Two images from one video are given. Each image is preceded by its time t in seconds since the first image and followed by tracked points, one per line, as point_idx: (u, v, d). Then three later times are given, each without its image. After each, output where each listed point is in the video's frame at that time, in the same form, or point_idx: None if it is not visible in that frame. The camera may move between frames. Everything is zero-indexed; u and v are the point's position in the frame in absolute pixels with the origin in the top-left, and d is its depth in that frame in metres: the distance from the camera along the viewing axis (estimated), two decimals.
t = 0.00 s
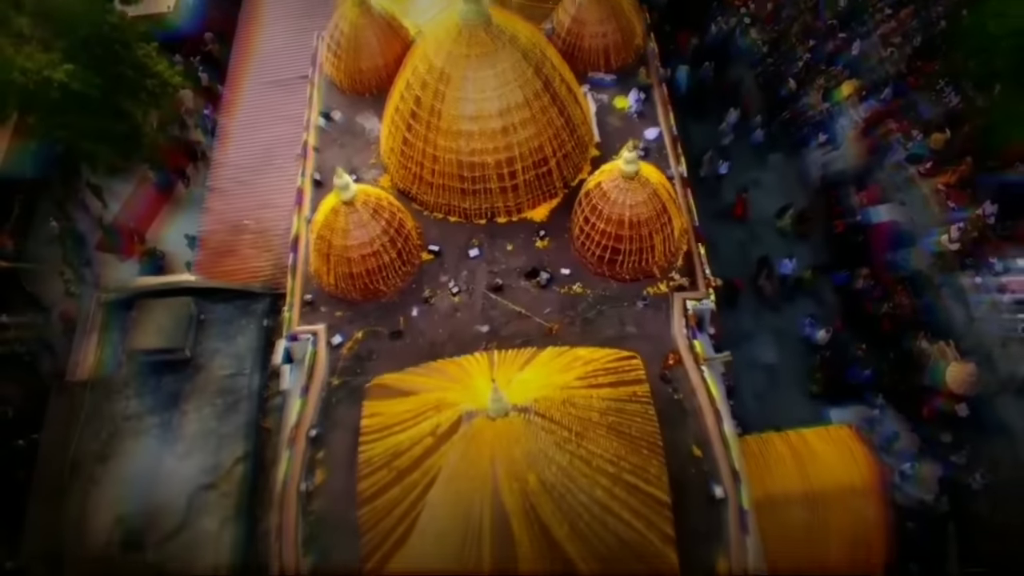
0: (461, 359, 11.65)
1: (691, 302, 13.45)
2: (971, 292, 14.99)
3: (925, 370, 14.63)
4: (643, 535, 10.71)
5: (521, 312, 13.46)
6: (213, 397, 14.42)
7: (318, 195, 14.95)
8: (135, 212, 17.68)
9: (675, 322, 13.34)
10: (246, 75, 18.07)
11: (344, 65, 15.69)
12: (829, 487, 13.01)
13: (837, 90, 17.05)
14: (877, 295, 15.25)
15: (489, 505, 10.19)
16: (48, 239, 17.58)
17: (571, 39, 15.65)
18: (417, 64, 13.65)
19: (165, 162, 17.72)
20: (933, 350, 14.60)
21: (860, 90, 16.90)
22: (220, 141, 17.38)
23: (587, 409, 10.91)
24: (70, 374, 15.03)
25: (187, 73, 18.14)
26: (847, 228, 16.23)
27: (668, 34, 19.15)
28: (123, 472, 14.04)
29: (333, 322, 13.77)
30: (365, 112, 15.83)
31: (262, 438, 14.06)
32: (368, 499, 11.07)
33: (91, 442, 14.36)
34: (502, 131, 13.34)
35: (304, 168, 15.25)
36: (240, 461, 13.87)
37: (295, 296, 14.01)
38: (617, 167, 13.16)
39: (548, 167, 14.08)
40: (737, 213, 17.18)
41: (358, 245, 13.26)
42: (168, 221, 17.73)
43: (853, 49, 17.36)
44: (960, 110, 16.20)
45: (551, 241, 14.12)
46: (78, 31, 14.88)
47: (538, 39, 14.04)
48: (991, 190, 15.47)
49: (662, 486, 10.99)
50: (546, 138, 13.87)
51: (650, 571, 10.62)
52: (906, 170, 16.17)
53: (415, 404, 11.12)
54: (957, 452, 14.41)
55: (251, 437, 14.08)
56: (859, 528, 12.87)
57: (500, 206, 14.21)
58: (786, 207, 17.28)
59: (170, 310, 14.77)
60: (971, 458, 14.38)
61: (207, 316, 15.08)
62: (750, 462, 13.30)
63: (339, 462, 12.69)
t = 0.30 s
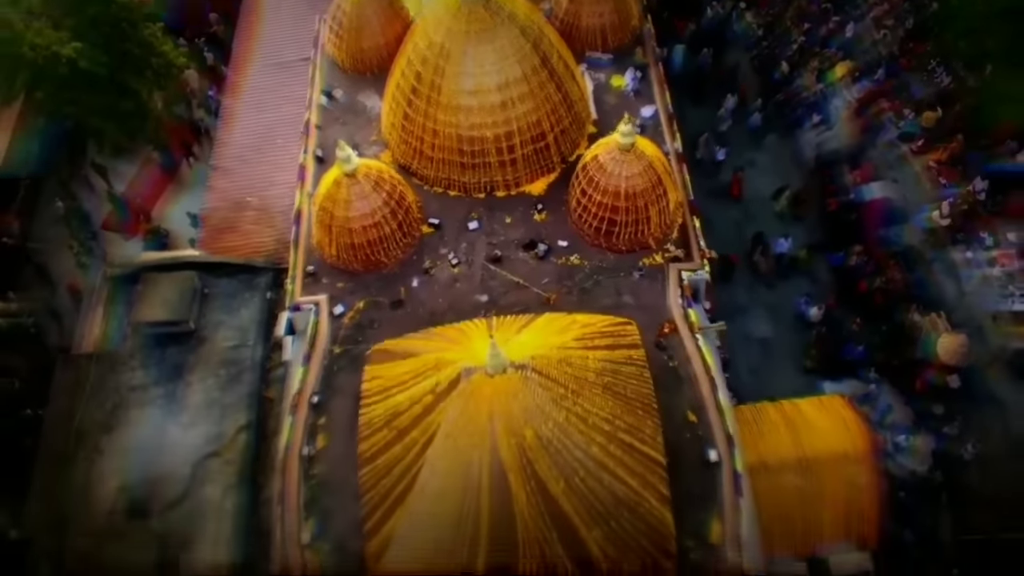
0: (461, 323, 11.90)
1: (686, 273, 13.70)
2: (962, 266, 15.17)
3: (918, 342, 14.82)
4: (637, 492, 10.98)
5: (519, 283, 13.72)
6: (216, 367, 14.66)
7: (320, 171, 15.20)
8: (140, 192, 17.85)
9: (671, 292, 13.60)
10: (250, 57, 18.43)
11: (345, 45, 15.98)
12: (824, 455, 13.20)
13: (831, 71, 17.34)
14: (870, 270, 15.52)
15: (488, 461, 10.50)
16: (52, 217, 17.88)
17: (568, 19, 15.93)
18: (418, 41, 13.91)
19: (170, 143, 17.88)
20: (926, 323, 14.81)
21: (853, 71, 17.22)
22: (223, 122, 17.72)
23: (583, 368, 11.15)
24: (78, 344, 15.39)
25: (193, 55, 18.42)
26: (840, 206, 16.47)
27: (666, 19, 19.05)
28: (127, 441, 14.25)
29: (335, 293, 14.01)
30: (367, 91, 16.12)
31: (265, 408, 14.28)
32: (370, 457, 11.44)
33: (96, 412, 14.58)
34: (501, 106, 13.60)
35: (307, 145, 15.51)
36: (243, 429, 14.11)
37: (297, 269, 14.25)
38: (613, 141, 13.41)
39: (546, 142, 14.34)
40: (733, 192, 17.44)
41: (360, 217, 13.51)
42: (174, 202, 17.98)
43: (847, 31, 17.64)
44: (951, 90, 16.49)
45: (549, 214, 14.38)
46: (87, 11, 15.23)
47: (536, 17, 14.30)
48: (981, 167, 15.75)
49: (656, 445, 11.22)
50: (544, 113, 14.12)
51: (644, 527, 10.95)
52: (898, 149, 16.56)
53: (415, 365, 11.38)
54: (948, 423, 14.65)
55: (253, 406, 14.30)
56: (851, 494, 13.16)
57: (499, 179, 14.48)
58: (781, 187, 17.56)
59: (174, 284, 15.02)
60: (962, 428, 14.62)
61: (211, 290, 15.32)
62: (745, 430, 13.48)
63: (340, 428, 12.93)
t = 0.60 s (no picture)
0: (460, 282, 12.28)
1: (679, 238, 14.06)
2: (950, 234, 15.45)
3: (909, 308, 15.18)
4: (631, 441, 11.27)
5: (517, 248, 14.08)
6: (221, 332, 14.94)
7: (322, 142, 15.54)
8: (146, 166, 18.29)
9: (665, 256, 13.95)
10: (255, 36, 18.98)
11: (348, 22, 16.39)
12: (815, 414, 13.47)
13: (824, 49, 17.68)
14: (860, 241, 15.90)
15: (485, 407, 10.79)
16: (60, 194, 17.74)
17: None
18: (418, 13, 14.27)
19: (176, 119, 18.40)
20: (916, 291, 15.19)
21: (845, 48, 17.53)
22: (228, 100, 18.14)
23: (578, 321, 11.49)
24: (83, 311, 15.70)
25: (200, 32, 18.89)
26: (832, 178, 16.81)
27: None
28: (133, 404, 14.50)
29: (336, 258, 14.34)
30: (368, 66, 16.47)
31: (268, 371, 14.57)
32: (371, 408, 11.77)
33: (102, 375, 14.83)
34: (499, 76, 13.94)
35: (309, 117, 15.84)
36: (247, 391, 14.42)
37: (300, 235, 14.59)
38: (608, 109, 13.76)
39: (543, 112, 14.65)
40: (726, 165, 17.82)
41: (361, 183, 13.85)
42: (178, 178, 18.45)
43: (839, 10, 17.98)
44: (942, 65, 16.74)
45: (547, 181, 14.72)
46: None
47: None
48: (969, 139, 16.06)
49: (649, 396, 11.57)
50: (542, 84, 14.44)
51: (638, 474, 11.30)
52: (889, 123, 16.73)
53: (415, 319, 11.73)
54: (938, 387, 14.94)
55: (256, 369, 14.58)
56: (842, 452, 13.46)
57: (497, 148, 14.81)
58: (774, 164, 17.94)
59: (179, 249, 15.43)
60: (952, 392, 14.92)
61: (215, 258, 15.62)
62: (738, 391, 13.79)
63: (341, 387, 13.19)
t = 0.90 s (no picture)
0: (460, 244, 12.61)
1: (674, 206, 14.38)
2: (940, 204, 15.77)
3: (901, 278, 15.40)
4: (625, 394, 11.54)
5: (515, 215, 14.43)
6: (224, 300, 15.23)
7: (324, 115, 15.86)
8: (152, 141, 18.33)
9: (659, 223, 14.26)
10: (258, 17, 19.49)
11: None
12: (808, 378, 13.68)
13: (816, 28, 18.04)
14: (853, 214, 16.10)
15: (482, 359, 11.09)
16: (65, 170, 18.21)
17: None
18: None
19: (182, 96, 18.50)
20: (907, 260, 15.40)
21: (837, 27, 17.86)
22: (232, 80, 18.52)
23: (573, 279, 11.82)
24: (91, 282, 15.87)
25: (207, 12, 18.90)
26: (825, 153, 17.18)
27: None
28: (139, 369, 14.78)
29: (338, 226, 14.64)
30: (369, 43, 16.81)
31: (270, 338, 14.89)
32: (371, 364, 12.08)
33: (108, 343, 15.12)
34: (497, 49, 14.10)
35: (312, 92, 16.17)
36: (250, 357, 14.70)
37: (303, 204, 14.92)
38: (603, 80, 14.05)
39: (540, 85, 14.87)
40: (719, 141, 18.11)
41: (362, 151, 14.18)
42: (185, 155, 18.39)
43: None
44: (930, 43, 17.14)
45: (544, 152, 15.05)
46: None
47: None
48: (959, 113, 16.34)
49: (643, 351, 11.89)
50: (539, 57, 14.62)
51: (633, 427, 11.55)
52: (880, 98, 17.05)
53: (415, 277, 12.05)
54: (930, 354, 15.14)
55: (260, 336, 14.90)
56: (834, 415, 13.67)
57: (495, 120, 15.11)
58: (767, 141, 18.30)
59: (184, 220, 15.67)
60: (943, 359, 15.13)
61: (219, 229, 15.92)
62: (731, 356, 14.01)
63: (342, 348, 13.49)
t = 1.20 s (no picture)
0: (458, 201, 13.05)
1: (668, 169, 14.78)
2: (929, 170, 16.16)
3: (891, 242, 15.64)
4: (619, 341, 11.97)
5: (513, 177, 14.83)
6: (230, 263, 15.59)
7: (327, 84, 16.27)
8: (160, 116, 18.80)
9: (653, 185, 14.64)
10: None
11: None
12: (798, 334, 14.00)
13: (807, 4, 18.52)
14: (843, 182, 16.37)
15: (480, 304, 11.52)
16: (72, 142, 18.48)
17: None
18: None
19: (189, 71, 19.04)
20: (897, 225, 15.68)
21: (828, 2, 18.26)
22: (237, 59, 19.07)
23: (568, 230, 12.25)
24: (99, 246, 16.31)
25: None
26: (816, 124, 17.43)
27: None
28: (145, 330, 15.12)
29: (341, 189, 15.05)
30: (371, 15, 17.22)
31: (274, 299, 15.27)
32: (373, 314, 12.43)
33: (115, 305, 15.43)
34: (496, 17, 14.33)
35: (315, 63, 16.58)
36: (254, 317, 15.07)
37: (306, 167, 15.32)
38: (599, 47, 14.39)
39: (538, 53, 15.15)
40: (713, 114, 18.54)
41: (365, 116, 14.56)
42: (190, 128, 18.69)
43: None
44: (919, 17, 17.63)
45: (541, 118, 15.45)
46: None
47: None
48: (947, 83, 16.74)
49: (636, 300, 12.29)
50: (537, 25, 14.84)
51: (626, 372, 11.97)
52: (870, 71, 17.46)
53: (416, 230, 12.52)
54: (919, 316, 15.43)
55: (263, 297, 15.25)
56: (824, 370, 14.02)
57: (494, 87, 15.45)
58: (759, 114, 18.64)
59: (191, 186, 16.03)
60: (931, 320, 15.46)
61: (225, 195, 16.25)
62: (723, 314, 14.36)
63: (344, 305, 13.84)
